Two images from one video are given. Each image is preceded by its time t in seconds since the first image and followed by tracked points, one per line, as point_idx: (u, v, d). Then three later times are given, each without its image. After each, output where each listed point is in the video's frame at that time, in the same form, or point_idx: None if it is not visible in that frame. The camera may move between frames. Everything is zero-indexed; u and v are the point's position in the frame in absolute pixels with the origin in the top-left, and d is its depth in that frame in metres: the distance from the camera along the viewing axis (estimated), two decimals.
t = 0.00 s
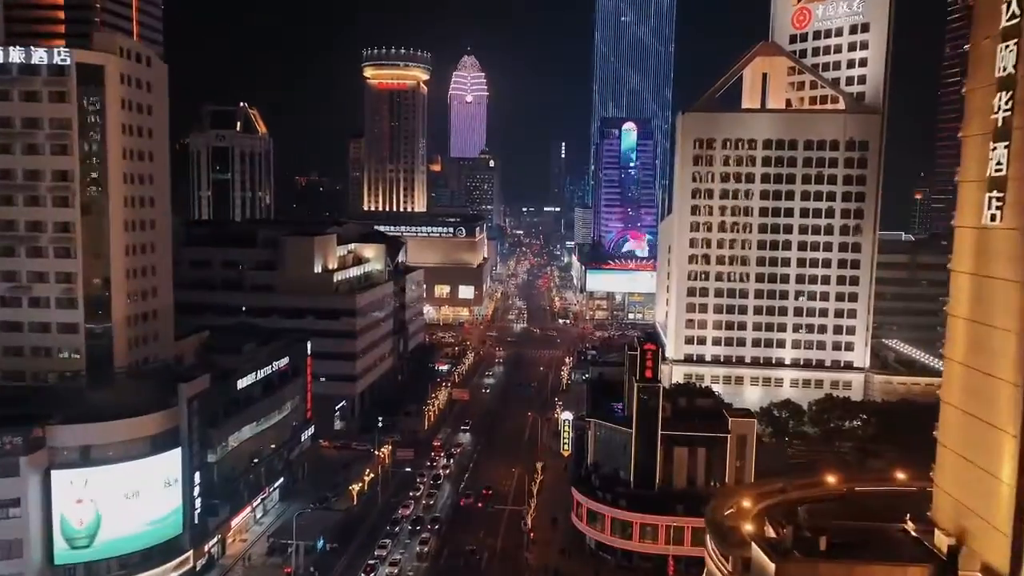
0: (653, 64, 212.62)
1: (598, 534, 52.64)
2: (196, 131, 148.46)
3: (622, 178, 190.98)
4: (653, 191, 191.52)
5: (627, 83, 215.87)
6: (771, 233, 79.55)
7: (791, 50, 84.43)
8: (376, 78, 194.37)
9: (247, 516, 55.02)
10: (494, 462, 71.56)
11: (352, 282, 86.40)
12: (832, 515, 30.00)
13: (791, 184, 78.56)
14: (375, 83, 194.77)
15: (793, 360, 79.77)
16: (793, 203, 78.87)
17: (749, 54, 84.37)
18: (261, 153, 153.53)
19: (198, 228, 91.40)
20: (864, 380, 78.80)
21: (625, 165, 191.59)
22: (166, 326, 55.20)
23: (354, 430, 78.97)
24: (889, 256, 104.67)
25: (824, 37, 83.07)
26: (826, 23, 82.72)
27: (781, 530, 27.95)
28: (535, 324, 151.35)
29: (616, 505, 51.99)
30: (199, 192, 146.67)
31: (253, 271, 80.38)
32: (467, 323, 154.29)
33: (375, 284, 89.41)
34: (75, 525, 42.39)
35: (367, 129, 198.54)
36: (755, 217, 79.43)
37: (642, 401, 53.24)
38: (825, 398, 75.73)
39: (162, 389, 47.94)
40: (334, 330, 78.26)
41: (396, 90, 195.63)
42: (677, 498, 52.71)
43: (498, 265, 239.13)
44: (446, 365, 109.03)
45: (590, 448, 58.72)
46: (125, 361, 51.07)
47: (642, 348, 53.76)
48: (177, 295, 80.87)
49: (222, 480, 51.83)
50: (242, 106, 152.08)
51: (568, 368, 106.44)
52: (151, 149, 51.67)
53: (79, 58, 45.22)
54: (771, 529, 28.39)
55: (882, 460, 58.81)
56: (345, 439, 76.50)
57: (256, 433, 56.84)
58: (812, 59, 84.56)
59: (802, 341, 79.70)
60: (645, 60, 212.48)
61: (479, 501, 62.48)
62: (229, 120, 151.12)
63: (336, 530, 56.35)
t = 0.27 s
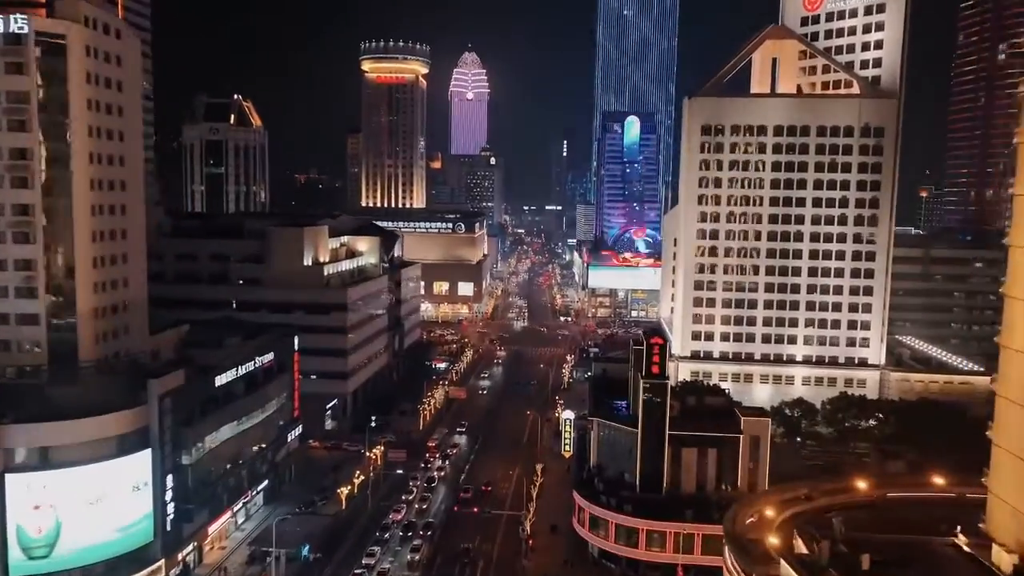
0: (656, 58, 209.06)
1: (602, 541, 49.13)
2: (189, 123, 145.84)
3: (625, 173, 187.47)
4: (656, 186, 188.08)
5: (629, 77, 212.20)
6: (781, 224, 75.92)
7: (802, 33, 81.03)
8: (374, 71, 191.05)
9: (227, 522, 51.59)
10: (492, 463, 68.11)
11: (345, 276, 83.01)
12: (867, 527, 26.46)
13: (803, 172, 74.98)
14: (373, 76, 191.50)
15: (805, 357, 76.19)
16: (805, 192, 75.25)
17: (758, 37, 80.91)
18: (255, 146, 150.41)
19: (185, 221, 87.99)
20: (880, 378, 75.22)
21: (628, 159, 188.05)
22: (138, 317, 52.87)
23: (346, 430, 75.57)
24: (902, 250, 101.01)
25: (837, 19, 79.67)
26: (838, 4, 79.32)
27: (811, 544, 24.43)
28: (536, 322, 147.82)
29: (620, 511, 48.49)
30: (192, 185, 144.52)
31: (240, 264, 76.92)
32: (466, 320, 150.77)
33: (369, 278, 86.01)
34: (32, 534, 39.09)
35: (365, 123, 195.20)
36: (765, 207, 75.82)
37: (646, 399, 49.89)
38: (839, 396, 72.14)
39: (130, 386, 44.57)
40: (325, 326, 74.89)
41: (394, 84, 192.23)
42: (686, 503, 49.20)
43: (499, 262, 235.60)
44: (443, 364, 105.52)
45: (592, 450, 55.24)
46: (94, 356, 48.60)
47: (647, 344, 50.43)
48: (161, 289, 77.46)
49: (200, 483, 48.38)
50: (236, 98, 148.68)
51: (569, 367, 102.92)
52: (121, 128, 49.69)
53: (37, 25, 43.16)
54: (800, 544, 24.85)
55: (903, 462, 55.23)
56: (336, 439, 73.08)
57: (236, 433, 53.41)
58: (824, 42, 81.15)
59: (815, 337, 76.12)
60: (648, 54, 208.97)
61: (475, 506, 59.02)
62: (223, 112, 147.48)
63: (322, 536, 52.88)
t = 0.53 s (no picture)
0: (659, 50, 205.23)
1: (605, 551, 45.35)
2: (180, 115, 142.82)
3: (627, 167, 183.74)
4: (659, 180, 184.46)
5: (632, 70, 208.37)
6: (794, 213, 72.09)
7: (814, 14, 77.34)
8: (371, 64, 187.44)
9: (201, 529, 47.90)
10: (488, 465, 64.42)
11: (335, 268, 79.26)
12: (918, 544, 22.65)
13: (816, 158, 71.15)
14: (370, 69, 187.92)
15: (818, 353, 72.40)
16: (819, 179, 71.40)
17: (769, 18, 77.19)
18: (249, 139, 146.46)
19: (169, 212, 84.27)
20: (898, 375, 71.41)
21: (630, 154, 184.32)
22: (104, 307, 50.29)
23: (335, 430, 71.92)
24: (916, 243, 97.10)
25: None
26: None
27: (856, 564, 20.64)
28: (537, 319, 144.06)
29: (625, 517, 44.74)
30: (182, 178, 142.04)
31: (225, 255, 73.14)
32: (464, 317, 147.05)
33: (360, 271, 82.23)
34: None
35: (361, 118, 191.62)
36: (776, 195, 72.03)
37: (653, 396, 46.10)
38: (854, 394, 68.34)
39: (90, 382, 40.90)
40: (312, 320, 71.08)
41: (392, 77, 188.56)
42: (697, 509, 45.44)
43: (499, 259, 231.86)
44: (440, 362, 101.82)
45: (594, 451, 51.50)
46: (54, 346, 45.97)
47: (654, 336, 46.63)
48: (142, 282, 73.71)
49: (170, 488, 44.62)
50: (229, 90, 145.06)
51: (571, 365, 99.18)
52: (83, 103, 47.10)
53: None
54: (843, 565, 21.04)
55: (929, 465, 51.35)
56: (324, 440, 69.40)
57: (212, 433, 49.69)
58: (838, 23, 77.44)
59: (828, 333, 72.32)
60: (650, 47, 205.21)
61: (469, 510, 55.30)
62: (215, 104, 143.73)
63: (304, 544, 49.15)
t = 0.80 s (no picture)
0: (661, 44, 202.13)
1: (609, 563, 42.13)
2: (173, 110, 139.75)
3: (629, 162, 180.70)
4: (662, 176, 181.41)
5: (633, 65, 205.25)
6: (805, 205, 68.77)
7: None
8: (368, 59, 184.44)
9: (177, 539, 44.72)
10: (485, 468, 61.40)
11: (326, 263, 76.11)
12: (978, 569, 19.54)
13: (828, 148, 67.87)
14: (367, 64, 184.87)
15: (830, 352, 69.22)
16: (831, 169, 68.08)
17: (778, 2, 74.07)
18: (243, 134, 143.58)
19: (154, 205, 81.15)
20: (914, 374, 68.23)
21: (632, 149, 181.25)
22: (74, 296, 48.86)
23: (325, 432, 68.88)
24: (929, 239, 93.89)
25: None
26: None
27: None
28: (536, 317, 141.04)
29: (630, 527, 41.53)
30: (175, 174, 138.53)
31: (210, 250, 70.02)
32: (463, 315, 144.00)
33: (353, 267, 79.06)
34: None
35: (359, 113, 188.52)
36: (787, 186, 68.79)
37: (660, 396, 43.00)
38: (870, 394, 65.12)
39: (50, 381, 37.75)
40: (302, 317, 68.00)
41: (390, 72, 185.51)
42: (708, 517, 42.25)
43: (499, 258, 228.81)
44: (436, 362, 98.67)
45: (596, 455, 48.33)
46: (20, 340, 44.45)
47: (661, 333, 43.50)
48: (125, 277, 70.65)
49: (143, 496, 41.52)
50: (223, 83, 142.01)
51: (572, 364, 96.04)
52: (46, 79, 44.52)
53: None
54: None
55: (954, 470, 48.18)
56: (314, 442, 66.36)
57: (188, 436, 46.47)
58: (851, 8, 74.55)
59: (841, 330, 69.12)
60: (652, 42, 202.16)
61: (464, 518, 52.08)
62: (209, 97, 140.69)
63: (288, 554, 45.98)
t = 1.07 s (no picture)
0: (663, 40, 198.88)
1: None
2: (165, 105, 137.17)
3: (631, 159, 177.38)
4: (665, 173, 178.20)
5: (635, 61, 201.93)
6: (819, 200, 65.44)
7: None
8: (366, 54, 181.21)
9: (150, 555, 41.48)
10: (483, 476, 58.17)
11: (317, 261, 72.93)
12: None
13: (843, 139, 64.57)
14: (365, 59, 181.65)
15: (845, 354, 65.95)
16: (846, 162, 64.74)
17: None
18: (237, 130, 140.85)
19: (139, 200, 77.88)
20: (933, 377, 64.94)
21: (634, 145, 177.94)
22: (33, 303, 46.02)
23: (315, 438, 65.72)
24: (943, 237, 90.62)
25: None
26: None
27: None
28: (536, 317, 137.84)
29: (638, 546, 38.30)
30: (167, 171, 135.47)
31: (195, 247, 66.77)
32: (461, 316, 140.77)
33: (345, 265, 75.85)
34: None
35: (356, 110, 185.27)
36: (799, 179, 65.47)
37: (670, 403, 39.79)
38: (887, 399, 61.86)
39: (4, 386, 34.53)
40: (291, 318, 64.81)
41: (388, 68, 182.28)
42: (722, 534, 39.05)
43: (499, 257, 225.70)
44: (433, 364, 95.44)
45: (601, 466, 45.12)
46: None
47: (671, 334, 40.21)
48: (106, 276, 67.42)
49: (110, 511, 38.30)
50: (216, 78, 138.87)
51: (573, 367, 92.87)
52: (4, 60, 42.80)
53: None
54: None
55: (985, 482, 44.96)
56: (303, 449, 63.16)
57: (162, 444, 43.28)
58: None
59: (856, 331, 65.85)
60: (654, 37, 199.00)
61: (459, 533, 48.77)
62: (201, 93, 137.82)
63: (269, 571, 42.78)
